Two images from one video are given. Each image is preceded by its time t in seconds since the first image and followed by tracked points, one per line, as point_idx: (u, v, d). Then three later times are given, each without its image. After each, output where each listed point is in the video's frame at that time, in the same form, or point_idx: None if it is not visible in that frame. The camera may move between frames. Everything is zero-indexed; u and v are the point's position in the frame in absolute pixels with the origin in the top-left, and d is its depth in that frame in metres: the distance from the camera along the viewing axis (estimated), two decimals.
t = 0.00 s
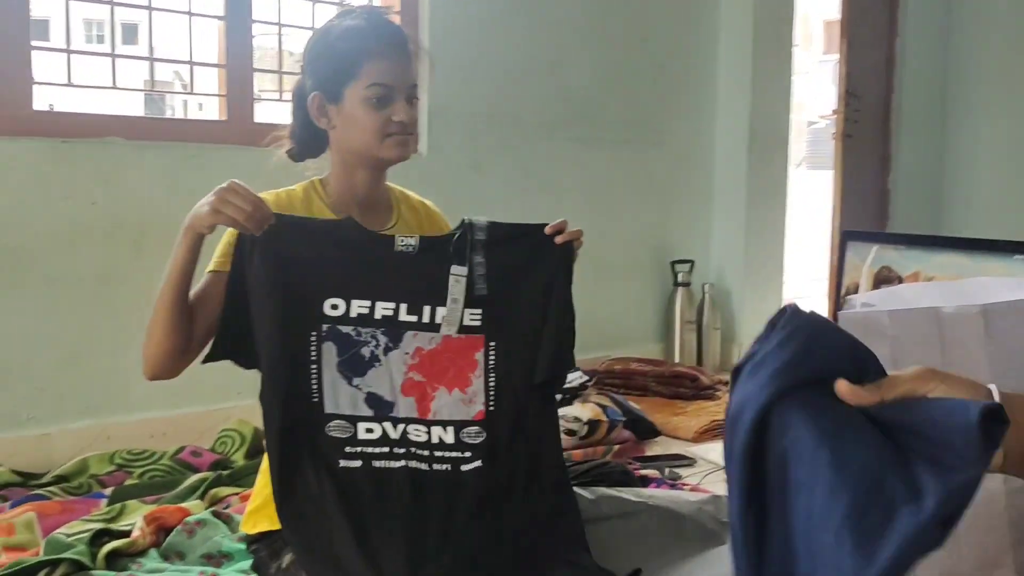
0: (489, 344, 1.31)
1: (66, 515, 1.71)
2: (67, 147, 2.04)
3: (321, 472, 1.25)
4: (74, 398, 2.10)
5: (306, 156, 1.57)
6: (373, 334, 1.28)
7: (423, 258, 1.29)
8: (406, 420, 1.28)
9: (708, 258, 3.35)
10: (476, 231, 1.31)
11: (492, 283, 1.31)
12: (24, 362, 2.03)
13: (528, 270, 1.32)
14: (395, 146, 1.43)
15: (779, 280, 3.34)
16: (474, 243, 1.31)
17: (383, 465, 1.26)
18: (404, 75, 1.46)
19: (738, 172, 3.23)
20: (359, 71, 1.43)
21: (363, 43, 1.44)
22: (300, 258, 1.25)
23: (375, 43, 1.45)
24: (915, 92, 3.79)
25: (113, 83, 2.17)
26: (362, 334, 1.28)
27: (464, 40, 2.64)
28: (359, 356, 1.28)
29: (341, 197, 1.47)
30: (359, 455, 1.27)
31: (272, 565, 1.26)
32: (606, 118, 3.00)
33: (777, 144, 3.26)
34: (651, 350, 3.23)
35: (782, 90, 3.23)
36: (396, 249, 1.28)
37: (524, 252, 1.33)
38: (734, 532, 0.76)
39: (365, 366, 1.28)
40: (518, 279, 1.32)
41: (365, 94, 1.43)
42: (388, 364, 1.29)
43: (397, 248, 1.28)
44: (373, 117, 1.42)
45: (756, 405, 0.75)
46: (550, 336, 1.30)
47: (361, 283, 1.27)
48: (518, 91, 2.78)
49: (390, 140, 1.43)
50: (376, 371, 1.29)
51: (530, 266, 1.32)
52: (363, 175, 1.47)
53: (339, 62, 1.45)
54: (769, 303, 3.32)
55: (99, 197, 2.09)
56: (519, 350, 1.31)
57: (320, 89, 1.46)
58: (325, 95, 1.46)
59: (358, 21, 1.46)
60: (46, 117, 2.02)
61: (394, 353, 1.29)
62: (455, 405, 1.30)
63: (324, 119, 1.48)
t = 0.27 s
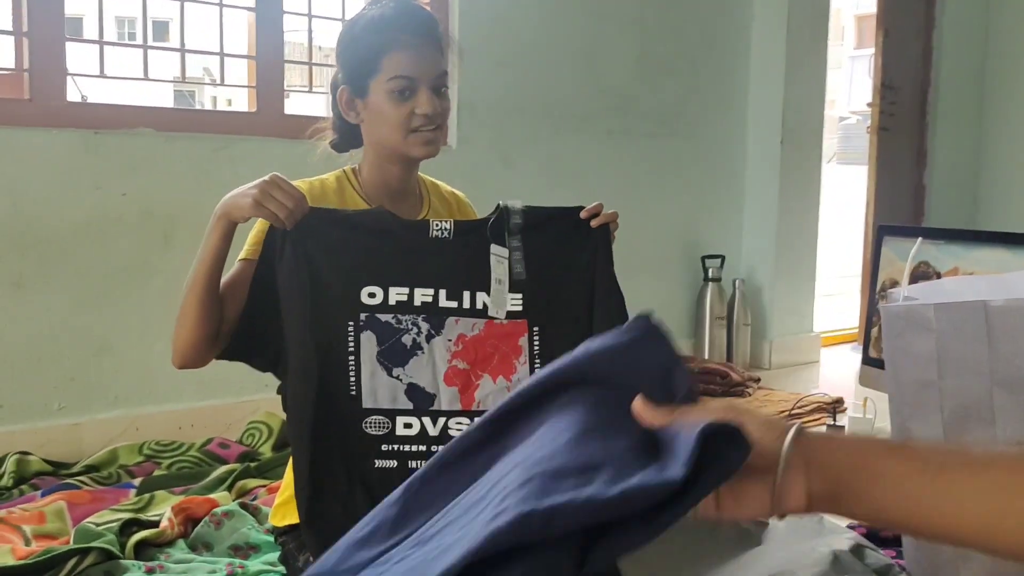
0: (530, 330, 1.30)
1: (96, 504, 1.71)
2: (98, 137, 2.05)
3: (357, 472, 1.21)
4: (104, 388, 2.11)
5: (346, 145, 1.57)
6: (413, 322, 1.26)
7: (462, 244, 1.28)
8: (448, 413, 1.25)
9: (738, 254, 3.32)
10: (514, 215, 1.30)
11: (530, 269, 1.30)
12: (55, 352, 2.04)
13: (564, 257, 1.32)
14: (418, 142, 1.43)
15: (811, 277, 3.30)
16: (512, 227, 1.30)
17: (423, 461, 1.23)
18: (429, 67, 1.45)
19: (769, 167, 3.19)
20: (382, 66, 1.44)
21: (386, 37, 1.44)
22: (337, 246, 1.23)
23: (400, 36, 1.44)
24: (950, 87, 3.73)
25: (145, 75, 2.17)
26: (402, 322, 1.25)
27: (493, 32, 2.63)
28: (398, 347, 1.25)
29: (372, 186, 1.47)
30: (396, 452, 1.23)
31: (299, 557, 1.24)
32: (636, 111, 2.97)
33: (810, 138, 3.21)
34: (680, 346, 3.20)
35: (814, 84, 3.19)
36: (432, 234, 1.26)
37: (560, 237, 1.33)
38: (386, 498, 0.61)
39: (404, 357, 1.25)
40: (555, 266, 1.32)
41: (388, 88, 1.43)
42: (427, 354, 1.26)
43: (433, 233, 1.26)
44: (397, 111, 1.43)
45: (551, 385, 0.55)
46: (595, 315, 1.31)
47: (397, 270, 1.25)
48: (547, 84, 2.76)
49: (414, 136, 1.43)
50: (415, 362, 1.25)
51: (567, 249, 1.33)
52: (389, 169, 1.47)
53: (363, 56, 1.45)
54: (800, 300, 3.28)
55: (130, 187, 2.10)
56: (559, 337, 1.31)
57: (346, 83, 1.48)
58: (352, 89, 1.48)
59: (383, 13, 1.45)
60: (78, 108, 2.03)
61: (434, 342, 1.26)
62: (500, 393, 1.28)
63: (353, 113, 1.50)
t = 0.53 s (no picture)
0: (516, 337, 1.29)
1: (91, 502, 1.72)
2: (96, 136, 2.05)
3: (348, 469, 1.22)
4: (100, 386, 2.12)
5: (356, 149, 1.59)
6: (401, 326, 1.27)
7: (451, 250, 1.27)
8: (433, 415, 1.26)
9: (735, 256, 3.32)
10: (506, 219, 1.27)
11: (519, 277, 1.29)
12: (51, 351, 2.05)
13: (556, 262, 1.30)
14: (398, 153, 1.40)
15: (808, 280, 3.30)
16: (502, 235, 1.28)
17: (412, 459, 1.24)
18: (410, 77, 1.38)
19: (767, 170, 3.19)
20: (364, 76, 1.39)
21: (371, 47, 1.39)
22: (327, 252, 1.24)
23: (384, 46, 1.39)
24: (948, 91, 3.73)
25: (143, 74, 2.17)
26: (390, 326, 1.26)
27: (492, 34, 2.63)
28: (385, 351, 1.26)
29: (372, 189, 1.47)
30: (385, 449, 1.24)
31: (293, 555, 1.25)
32: (635, 113, 2.98)
33: (807, 142, 3.22)
34: (676, 349, 3.21)
35: (812, 88, 3.20)
36: (423, 243, 1.26)
37: (553, 245, 1.30)
38: None
39: (391, 362, 1.26)
40: (545, 272, 1.30)
41: (368, 100, 1.39)
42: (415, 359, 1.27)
43: (424, 241, 1.26)
44: (376, 123, 1.39)
45: None
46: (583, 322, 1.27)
47: (387, 274, 1.26)
48: (545, 86, 2.77)
49: (393, 147, 1.40)
50: (403, 366, 1.27)
51: (558, 258, 1.30)
52: (381, 174, 1.45)
53: (349, 65, 1.41)
54: (797, 303, 3.29)
55: (128, 186, 2.11)
56: (548, 343, 1.28)
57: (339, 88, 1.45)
58: (343, 95, 1.45)
59: (374, 20, 1.41)
60: (77, 107, 2.03)
61: (422, 347, 1.28)
62: (483, 399, 1.27)
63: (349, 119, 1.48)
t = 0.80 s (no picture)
0: (511, 332, 1.29)
1: (89, 503, 1.72)
2: (94, 136, 2.05)
3: (342, 463, 1.21)
4: (98, 386, 2.12)
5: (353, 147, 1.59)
6: (397, 320, 1.27)
7: (448, 243, 1.28)
8: (428, 409, 1.26)
9: (734, 256, 3.32)
10: (505, 215, 1.29)
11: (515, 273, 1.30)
12: (49, 351, 2.05)
13: (552, 259, 1.31)
14: (389, 154, 1.40)
15: (806, 280, 3.31)
16: (500, 230, 1.29)
17: (405, 454, 1.23)
18: (405, 79, 1.38)
19: (765, 170, 3.20)
20: (358, 77, 1.39)
21: (366, 48, 1.39)
22: (324, 243, 1.24)
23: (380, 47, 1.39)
24: (947, 91, 3.73)
25: (141, 75, 2.17)
26: (385, 320, 1.26)
27: (490, 34, 2.63)
28: (380, 344, 1.26)
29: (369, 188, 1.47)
30: (380, 444, 1.23)
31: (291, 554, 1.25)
32: (633, 113, 2.98)
33: (805, 142, 3.22)
34: (675, 348, 3.21)
35: (810, 88, 3.20)
36: (420, 234, 1.26)
37: (549, 243, 1.32)
38: None
39: (386, 355, 1.26)
40: (542, 269, 1.31)
41: (361, 100, 1.39)
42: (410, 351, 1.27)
43: (422, 232, 1.26)
44: (368, 123, 1.39)
45: None
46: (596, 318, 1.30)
47: (384, 267, 1.26)
48: (544, 86, 2.77)
49: (384, 148, 1.39)
50: (399, 359, 1.27)
51: (556, 255, 1.31)
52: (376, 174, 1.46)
53: (346, 66, 1.41)
54: (795, 302, 3.29)
55: (125, 186, 2.11)
56: (545, 339, 1.29)
57: (337, 87, 1.46)
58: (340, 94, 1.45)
59: (373, 23, 1.41)
60: (74, 107, 2.03)
61: (417, 340, 1.28)
62: (478, 394, 1.27)
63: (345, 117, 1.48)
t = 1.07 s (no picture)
0: (500, 341, 1.24)
1: (87, 505, 1.72)
2: (91, 138, 2.05)
3: (332, 492, 1.13)
4: (96, 387, 2.11)
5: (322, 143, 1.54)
6: (378, 342, 1.20)
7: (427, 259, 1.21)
8: (416, 430, 1.20)
9: (733, 255, 3.32)
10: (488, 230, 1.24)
11: (498, 281, 1.24)
12: (47, 353, 2.04)
13: (530, 268, 1.26)
14: (429, 139, 1.40)
15: (805, 279, 3.31)
16: (486, 241, 1.24)
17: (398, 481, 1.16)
18: (449, 72, 1.43)
19: (764, 169, 3.19)
20: (406, 56, 1.40)
21: (415, 34, 1.41)
22: (295, 270, 1.15)
23: (427, 35, 1.42)
24: (946, 89, 3.73)
25: (139, 76, 2.17)
26: (367, 342, 1.19)
27: (488, 35, 2.63)
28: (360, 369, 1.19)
29: (359, 187, 1.45)
30: (369, 474, 1.16)
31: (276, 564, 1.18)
32: (632, 113, 2.98)
33: (804, 141, 3.22)
34: (674, 348, 3.21)
35: (809, 87, 3.20)
36: (405, 263, 1.20)
37: (531, 248, 1.27)
38: None
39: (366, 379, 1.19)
40: (523, 273, 1.25)
41: (410, 79, 1.39)
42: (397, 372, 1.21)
43: (407, 262, 1.20)
44: (415, 105, 1.39)
45: None
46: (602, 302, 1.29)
47: (360, 289, 1.19)
48: (542, 86, 2.76)
49: (426, 132, 1.40)
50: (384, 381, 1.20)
51: (538, 258, 1.27)
52: (387, 164, 1.43)
53: (385, 45, 1.41)
54: (794, 302, 3.29)
55: (123, 187, 2.10)
56: (534, 352, 1.24)
57: (360, 66, 1.42)
58: (365, 74, 1.41)
59: (410, 11, 1.43)
60: (71, 108, 2.03)
61: (400, 363, 1.21)
62: (467, 407, 1.22)
63: (359, 99, 1.43)
